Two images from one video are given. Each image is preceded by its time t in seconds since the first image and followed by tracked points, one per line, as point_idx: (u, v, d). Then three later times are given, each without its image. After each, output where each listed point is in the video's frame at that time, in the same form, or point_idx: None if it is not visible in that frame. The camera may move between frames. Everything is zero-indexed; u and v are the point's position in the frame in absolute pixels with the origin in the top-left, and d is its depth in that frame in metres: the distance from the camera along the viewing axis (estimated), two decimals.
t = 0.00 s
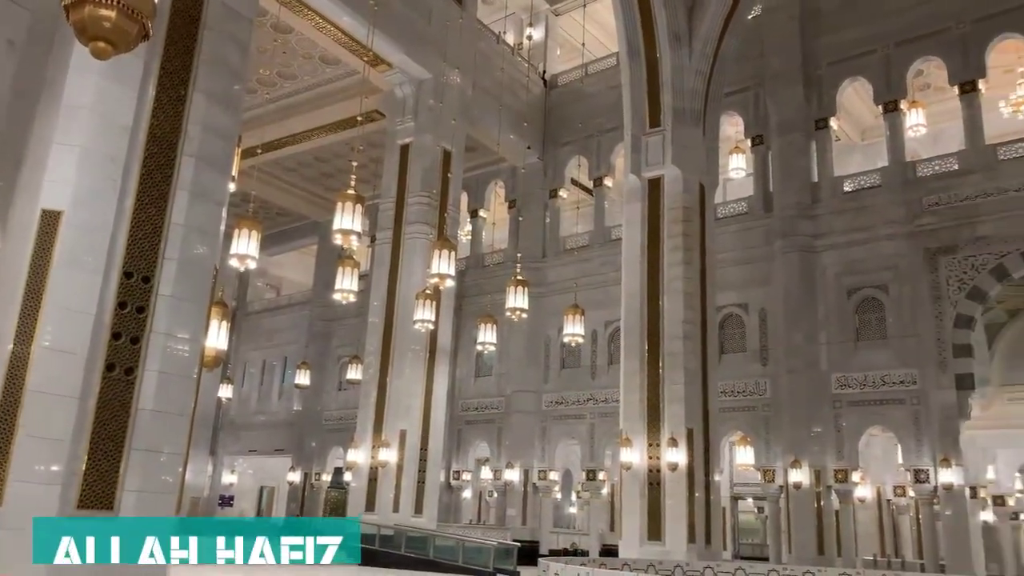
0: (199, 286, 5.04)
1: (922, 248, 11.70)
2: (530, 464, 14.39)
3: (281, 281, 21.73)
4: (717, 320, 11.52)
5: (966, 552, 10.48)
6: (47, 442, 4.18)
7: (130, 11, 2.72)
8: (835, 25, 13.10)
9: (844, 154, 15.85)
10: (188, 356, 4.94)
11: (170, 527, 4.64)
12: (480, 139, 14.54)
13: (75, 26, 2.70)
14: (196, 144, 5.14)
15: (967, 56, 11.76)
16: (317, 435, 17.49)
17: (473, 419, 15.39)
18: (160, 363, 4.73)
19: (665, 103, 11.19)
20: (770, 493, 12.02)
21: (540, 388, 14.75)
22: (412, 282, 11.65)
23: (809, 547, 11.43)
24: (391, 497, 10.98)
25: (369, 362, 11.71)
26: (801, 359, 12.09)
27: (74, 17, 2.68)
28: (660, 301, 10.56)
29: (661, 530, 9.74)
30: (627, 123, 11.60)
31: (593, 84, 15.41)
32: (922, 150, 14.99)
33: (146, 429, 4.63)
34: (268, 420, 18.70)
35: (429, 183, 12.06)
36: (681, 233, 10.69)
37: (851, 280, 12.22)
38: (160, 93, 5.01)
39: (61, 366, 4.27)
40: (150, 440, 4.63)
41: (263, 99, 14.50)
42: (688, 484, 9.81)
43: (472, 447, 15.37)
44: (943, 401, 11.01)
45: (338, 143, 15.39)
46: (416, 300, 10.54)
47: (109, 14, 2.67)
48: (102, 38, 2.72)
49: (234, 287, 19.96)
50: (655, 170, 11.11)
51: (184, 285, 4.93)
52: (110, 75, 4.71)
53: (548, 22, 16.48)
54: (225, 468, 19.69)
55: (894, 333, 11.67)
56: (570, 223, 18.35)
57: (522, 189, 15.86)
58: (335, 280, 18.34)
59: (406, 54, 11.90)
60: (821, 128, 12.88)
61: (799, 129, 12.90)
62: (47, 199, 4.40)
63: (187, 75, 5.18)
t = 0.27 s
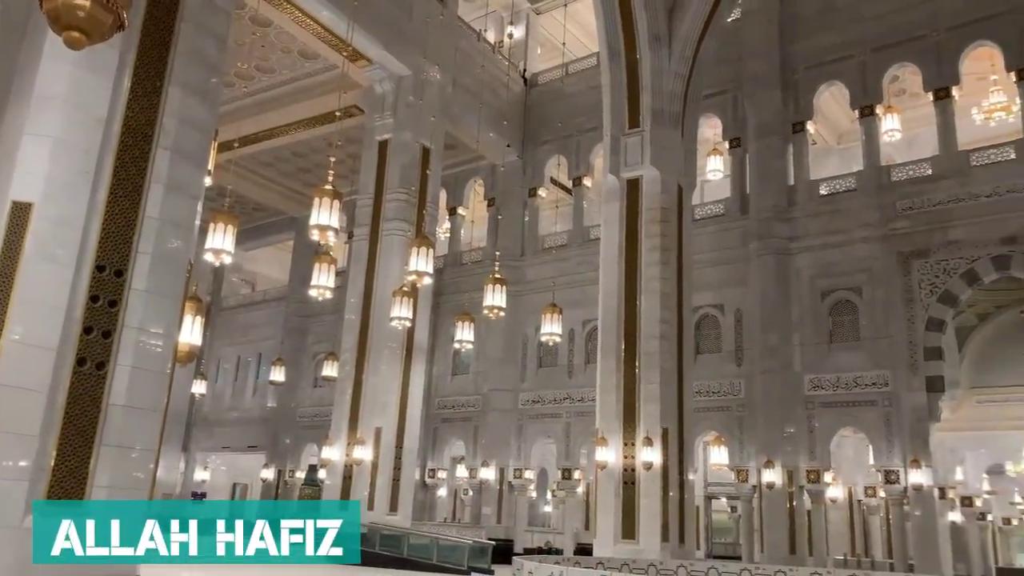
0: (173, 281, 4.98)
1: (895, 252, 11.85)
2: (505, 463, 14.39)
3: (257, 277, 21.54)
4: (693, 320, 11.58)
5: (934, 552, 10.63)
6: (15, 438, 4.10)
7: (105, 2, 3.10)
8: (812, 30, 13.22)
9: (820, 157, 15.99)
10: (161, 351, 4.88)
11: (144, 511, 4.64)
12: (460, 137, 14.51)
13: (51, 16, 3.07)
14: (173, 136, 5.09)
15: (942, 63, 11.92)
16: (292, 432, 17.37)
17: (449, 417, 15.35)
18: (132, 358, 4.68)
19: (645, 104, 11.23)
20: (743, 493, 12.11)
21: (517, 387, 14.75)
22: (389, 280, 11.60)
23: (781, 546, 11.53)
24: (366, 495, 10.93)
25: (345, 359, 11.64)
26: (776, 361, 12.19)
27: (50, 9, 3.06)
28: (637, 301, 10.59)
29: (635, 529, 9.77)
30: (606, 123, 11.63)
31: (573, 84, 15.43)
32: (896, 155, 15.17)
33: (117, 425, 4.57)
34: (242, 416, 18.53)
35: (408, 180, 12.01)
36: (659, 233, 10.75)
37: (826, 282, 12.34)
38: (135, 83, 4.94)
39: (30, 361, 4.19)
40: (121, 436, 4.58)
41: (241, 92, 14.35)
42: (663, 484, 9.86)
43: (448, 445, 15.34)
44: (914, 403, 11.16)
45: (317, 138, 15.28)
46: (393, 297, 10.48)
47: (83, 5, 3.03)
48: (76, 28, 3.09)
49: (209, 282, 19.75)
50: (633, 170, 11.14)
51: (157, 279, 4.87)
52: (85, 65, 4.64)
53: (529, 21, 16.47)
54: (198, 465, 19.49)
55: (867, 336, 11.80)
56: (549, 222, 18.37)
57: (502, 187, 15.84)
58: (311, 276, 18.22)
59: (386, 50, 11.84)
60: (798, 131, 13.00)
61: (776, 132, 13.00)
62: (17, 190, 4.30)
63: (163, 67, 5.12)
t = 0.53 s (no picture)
0: (147, 275, 4.91)
1: (869, 254, 11.99)
2: (481, 461, 14.38)
3: (232, 272, 21.34)
4: (669, 320, 11.64)
5: (903, 551, 10.78)
6: None
7: None
8: (790, 33, 13.34)
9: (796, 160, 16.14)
10: (133, 346, 4.80)
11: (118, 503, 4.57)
12: (439, 134, 14.47)
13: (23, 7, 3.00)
14: (147, 129, 5.00)
15: (916, 68, 12.08)
16: (266, 429, 17.24)
17: (425, 416, 15.31)
18: (103, 353, 4.61)
19: (624, 104, 11.27)
20: (717, 492, 12.20)
21: (493, 385, 14.75)
22: (366, 277, 11.54)
23: (753, 545, 11.62)
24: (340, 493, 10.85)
25: (320, 356, 11.56)
26: (750, 361, 12.29)
27: None
28: (614, 300, 10.62)
29: (610, 527, 9.80)
30: (586, 122, 11.65)
31: (553, 83, 15.45)
32: (871, 159, 15.35)
33: (88, 421, 4.49)
34: (215, 412, 18.36)
35: (386, 176, 11.96)
36: (636, 233, 10.81)
37: (800, 284, 12.45)
38: (109, 74, 4.87)
39: None
40: (92, 432, 4.50)
41: (218, 86, 14.21)
42: (637, 483, 9.90)
43: (423, 443, 15.30)
44: (885, 404, 11.31)
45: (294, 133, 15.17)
46: (370, 294, 10.41)
47: None
48: (48, 18, 3.02)
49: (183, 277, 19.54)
50: (612, 170, 11.17)
51: (130, 274, 4.80)
52: (58, 54, 4.60)
53: (510, 19, 16.47)
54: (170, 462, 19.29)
55: (840, 337, 11.93)
56: (527, 221, 18.38)
57: (480, 186, 15.83)
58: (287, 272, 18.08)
59: (365, 46, 11.78)
60: (775, 134, 13.13)
61: (753, 135, 13.10)
62: None
63: (138, 58, 5.05)
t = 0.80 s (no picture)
0: (116, 269, 4.85)
1: (840, 256, 12.12)
2: (454, 458, 14.37)
3: (203, 268, 21.11)
4: (643, 319, 11.68)
5: (870, 550, 10.94)
6: None
7: None
8: (765, 36, 13.46)
9: (770, 161, 16.28)
10: (102, 341, 4.74)
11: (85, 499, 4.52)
12: (415, 130, 14.41)
13: None
14: (118, 121, 4.93)
15: (887, 72, 12.25)
16: (237, 426, 17.08)
17: (399, 413, 15.26)
18: (71, 347, 4.54)
19: (600, 104, 11.30)
20: (688, 490, 12.30)
21: (468, 383, 14.73)
22: (340, 274, 11.47)
23: (724, 543, 11.72)
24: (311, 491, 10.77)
25: (293, 353, 11.47)
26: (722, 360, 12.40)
27: None
28: (589, 299, 10.65)
29: (582, 525, 9.84)
30: (562, 121, 11.66)
31: (530, 81, 15.45)
32: (843, 162, 15.54)
33: (55, 416, 4.42)
34: (185, 409, 18.14)
35: (361, 172, 11.88)
36: (611, 232, 10.85)
37: (772, 284, 12.56)
38: (79, 65, 4.79)
39: None
40: (59, 428, 4.43)
41: (191, 78, 14.04)
42: (610, 481, 9.95)
43: (397, 440, 15.25)
44: (855, 404, 11.47)
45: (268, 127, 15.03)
46: (344, 290, 10.33)
47: None
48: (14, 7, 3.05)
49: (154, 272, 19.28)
50: (588, 170, 11.19)
51: (99, 268, 4.73)
52: (26, 43, 4.50)
53: (487, 16, 16.45)
54: (139, 459, 19.05)
55: (811, 337, 12.06)
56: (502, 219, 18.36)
57: (456, 183, 15.79)
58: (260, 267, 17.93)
59: (342, 41, 11.70)
60: (748, 136, 13.24)
61: (727, 136, 13.21)
62: None
63: (109, 49, 4.97)
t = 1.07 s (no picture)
0: (91, 264, 4.77)
1: (816, 257, 12.24)
2: (432, 457, 14.35)
3: (180, 264, 20.90)
4: (621, 318, 11.72)
5: (844, 547, 11.08)
6: None
7: None
8: (744, 38, 13.55)
9: (749, 162, 16.40)
10: (76, 338, 4.66)
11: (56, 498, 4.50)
12: (394, 127, 14.35)
13: None
14: (93, 113, 4.86)
15: (864, 75, 12.38)
16: (213, 423, 16.94)
17: (377, 411, 15.20)
18: (42, 343, 4.47)
19: (580, 103, 11.32)
20: (666, 489, 12.45)
21: (447, 381, 14.71)
22: (318, 271, 11.40)
23: (700, 541, 11.81)
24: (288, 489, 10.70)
25: (271, 350, 11.40)
26: (699, 359, 12.49)
27: None
28: (568, 298, 10.68)
29: (560, 523, 9.87)
30: (543, 120, 11.66)
31: (511, 79, 15.44)
32: (820, 163, 15.69)
33: (26, 413, 4.37)
34: (160, 406, 17.95)
35: (340, 169, 11.82)
36: (591, 231, 10.88)
37: (750, 284, 12.66)
38: (53, 58, 4.77)
39: None
40: (30, 425, 4.38)
41: (168, 72, 13.88)
42: (588, 479, 9.98)
43: (374, 438, 15.20)
44: (830, 403, 11.61)
45: (246, 123, 14.91)
46: (322, 288, 10.25)
47: None
48: None
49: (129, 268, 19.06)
50: (568, 169, 11.20)
51: (72, 263, 4.65)
52: None
53: (468, 14, 16.42)
54: (113, 457, 18.83)
55: (787, 337, 12.17)
56: (483, 218, 18.34)
57: (436, 181, 15.75)
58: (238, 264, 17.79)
59: (321, 37, 11.62)
60: (727, 137, 13.32)
61: (706, 136, 13.29)
62: None
63: (84, 41, 4.92)
